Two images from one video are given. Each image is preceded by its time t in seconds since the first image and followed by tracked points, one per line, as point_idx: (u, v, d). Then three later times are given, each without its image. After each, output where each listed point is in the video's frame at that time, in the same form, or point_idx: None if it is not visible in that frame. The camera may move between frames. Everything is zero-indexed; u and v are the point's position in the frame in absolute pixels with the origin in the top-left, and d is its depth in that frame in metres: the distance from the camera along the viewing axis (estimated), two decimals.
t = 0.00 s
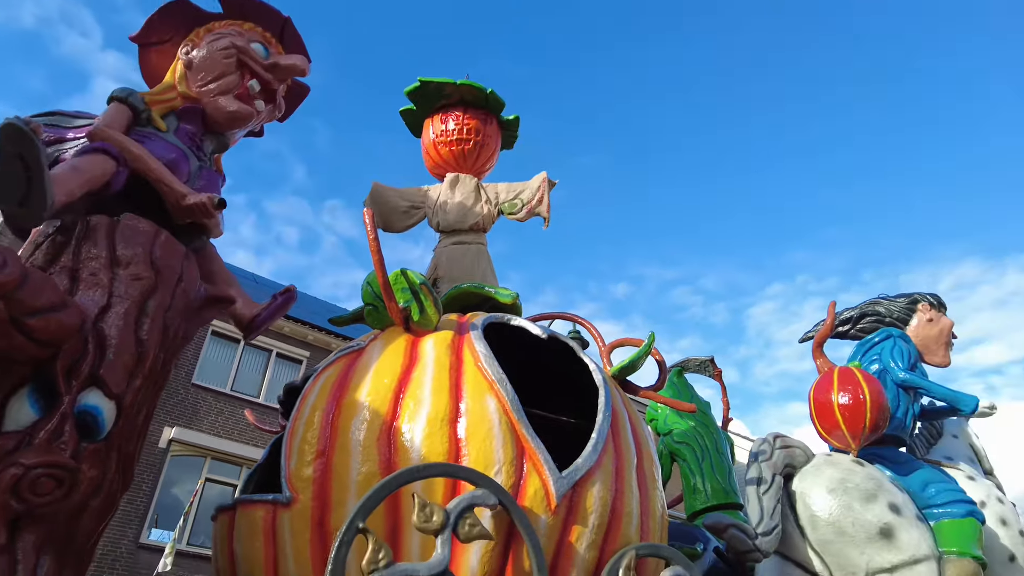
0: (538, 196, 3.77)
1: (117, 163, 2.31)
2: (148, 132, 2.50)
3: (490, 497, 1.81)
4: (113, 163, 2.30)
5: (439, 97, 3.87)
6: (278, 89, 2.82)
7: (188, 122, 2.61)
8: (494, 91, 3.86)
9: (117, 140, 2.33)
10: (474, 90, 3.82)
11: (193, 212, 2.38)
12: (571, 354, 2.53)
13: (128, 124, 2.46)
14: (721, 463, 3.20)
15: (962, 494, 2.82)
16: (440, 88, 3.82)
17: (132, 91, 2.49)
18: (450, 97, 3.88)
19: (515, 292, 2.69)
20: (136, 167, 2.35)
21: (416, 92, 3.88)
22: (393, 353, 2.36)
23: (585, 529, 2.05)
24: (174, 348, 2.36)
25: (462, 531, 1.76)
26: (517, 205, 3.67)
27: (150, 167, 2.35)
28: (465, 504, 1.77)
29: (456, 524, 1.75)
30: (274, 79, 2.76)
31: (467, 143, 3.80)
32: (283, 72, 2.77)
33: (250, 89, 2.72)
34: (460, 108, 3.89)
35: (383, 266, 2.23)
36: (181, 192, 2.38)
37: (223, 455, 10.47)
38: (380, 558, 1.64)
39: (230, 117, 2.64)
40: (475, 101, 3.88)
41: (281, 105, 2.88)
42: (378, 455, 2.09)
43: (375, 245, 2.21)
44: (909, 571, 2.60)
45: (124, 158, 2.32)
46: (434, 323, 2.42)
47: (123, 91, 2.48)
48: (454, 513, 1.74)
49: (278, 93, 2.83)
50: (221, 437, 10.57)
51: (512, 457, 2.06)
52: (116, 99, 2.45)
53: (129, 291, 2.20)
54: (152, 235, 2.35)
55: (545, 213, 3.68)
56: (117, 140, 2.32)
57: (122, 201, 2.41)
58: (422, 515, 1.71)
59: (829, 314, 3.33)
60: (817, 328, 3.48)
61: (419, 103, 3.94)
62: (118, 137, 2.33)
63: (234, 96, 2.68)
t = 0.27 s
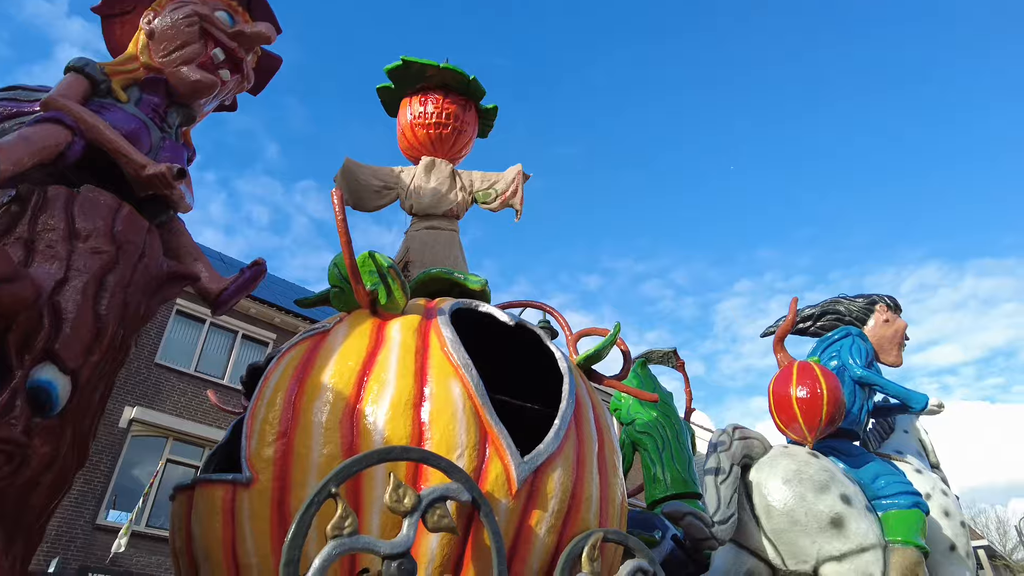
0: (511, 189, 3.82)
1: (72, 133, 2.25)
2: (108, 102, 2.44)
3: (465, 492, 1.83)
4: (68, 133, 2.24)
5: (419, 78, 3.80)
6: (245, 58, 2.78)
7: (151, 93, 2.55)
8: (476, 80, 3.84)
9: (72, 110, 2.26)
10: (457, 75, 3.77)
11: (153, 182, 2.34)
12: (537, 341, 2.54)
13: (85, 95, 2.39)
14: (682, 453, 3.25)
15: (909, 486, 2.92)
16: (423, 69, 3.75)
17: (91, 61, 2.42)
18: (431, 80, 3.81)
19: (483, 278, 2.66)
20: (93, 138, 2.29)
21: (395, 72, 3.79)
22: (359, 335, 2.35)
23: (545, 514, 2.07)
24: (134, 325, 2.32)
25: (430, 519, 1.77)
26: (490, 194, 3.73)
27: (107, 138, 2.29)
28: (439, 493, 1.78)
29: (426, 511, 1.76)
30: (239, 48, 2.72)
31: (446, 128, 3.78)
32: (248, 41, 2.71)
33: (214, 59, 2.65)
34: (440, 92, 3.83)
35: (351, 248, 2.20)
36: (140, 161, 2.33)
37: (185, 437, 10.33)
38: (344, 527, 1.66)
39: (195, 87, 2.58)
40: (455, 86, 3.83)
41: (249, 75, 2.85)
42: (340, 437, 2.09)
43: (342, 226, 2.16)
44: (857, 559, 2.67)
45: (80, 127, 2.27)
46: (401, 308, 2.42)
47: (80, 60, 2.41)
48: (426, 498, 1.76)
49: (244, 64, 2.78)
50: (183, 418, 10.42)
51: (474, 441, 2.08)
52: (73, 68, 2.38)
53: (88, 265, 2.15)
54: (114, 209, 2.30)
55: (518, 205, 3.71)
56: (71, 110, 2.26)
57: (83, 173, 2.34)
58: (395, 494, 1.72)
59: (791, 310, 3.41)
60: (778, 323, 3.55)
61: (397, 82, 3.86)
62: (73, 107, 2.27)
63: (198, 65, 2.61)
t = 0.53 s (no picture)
0: (486, 176, 3.83)
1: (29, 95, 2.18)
2: (70, 66, 2.36)
3: (440, 488, 1.82)
4: (27, 97, 2.17)
5: (401, 55, 3.75)
6: (215, 27, 2.71)
7: (116, 59, 2.46)
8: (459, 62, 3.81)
9: (30, 71, 2.19)
10: (440, 56, 3.74)
11: (117, 151, 2.26)
12: (505, 324, 2.55)
13: (45, 57, 2.32)
14: (646, 437, 3.30)
15: (861, 474, 3.00)
16: (406, 46, 3.70)
17: (52, 23, 2.35)
18: (413, 57, 3.76)
19: (454, 260, 2.64)
20: (53, 103, 2.20)
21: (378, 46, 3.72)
22: (325, 312, 2.33)
23: (507, 494, 2.09)
24: (93, 297, 2.26)
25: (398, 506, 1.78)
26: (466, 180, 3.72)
27: (68, 103, 2.21)
28: (415, 483, 1.79)
29: (397, 496, 1.76)
30: (210, 18, 2.65)
31: (425, 108, 3.74)
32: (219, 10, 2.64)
33: (183, 27, 2.58)
34: (421, 70, 3.79)
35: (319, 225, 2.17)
36: (103, 129, 2.25)
37: (147, 414, 10.16)
38: (314, 493, 1.65)
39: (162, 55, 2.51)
40: (438, 66, 3.80)
41: (219, 47, 2.78)
42: (304, 414, 2.07)
43: (312, 201, 2.13)
44: (809, 543, 2.76)
45: (40, 91, 2.19)
46: (370, 287, 2.40)
47: (41, 20, 2.33)
48: (400, 485, 1.76)
49: (214, 34, 2.72)
50: (146, 395, 10.24)
51: (439, 421, 2.08)
52: (32, 28, 2.31)
53: (45, 234, 2.08)
54: (74, 175, 2.23)
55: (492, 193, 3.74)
56: (30, 71, 2.19)
57: (42, 139, 2.26)
58: (372, 473, 1.74)
59: (755, 301, 3.47)
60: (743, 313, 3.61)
61: (378, 57, 3.79)
62: (32, 67, 2.20)
63: (166, 32, 2.53)
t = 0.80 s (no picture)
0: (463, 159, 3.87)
1: None
2: (36, 26, 2.27)
3: (415, 483, 1.81)
4: None
5: (385, 28, 3.67)
6: None
7: (85, 21, 2.38)
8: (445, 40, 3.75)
9: None
10: (427, 33, 3.68)
11: (86, 119, 2.22)
12: (476, 302, 2.55)
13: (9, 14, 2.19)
14: (613, 419, 3.35)
15: (822, 457, 3.08)
16: (392, 20, 3.61)
17: None
18: (398, 32, 3.68)
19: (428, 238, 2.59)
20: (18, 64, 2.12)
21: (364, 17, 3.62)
22: (295, 286, 2.30)
23: (474, 470, 2.10)
24: (54, 265, 2.20)
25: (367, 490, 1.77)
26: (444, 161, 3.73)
27: (36, 66, 2.14)
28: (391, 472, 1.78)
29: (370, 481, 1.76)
30: None
31: (407, 85, 3.69)
32: None
33: None
34: (405, 46, 3.73)
35: (290, 198, 2.14)
36: (72, 96, 2.20)
37: (112, 389, 9.99)
38: (292, 456, 1.65)
39: (135, 21, 2.46)
40: (423, 42, 3.73)
41: (192, 17, 2.74)
42: (271, 387, 2.05)
43: (283, 173, 2.09)
44: (769, 523, 2.83)
45: (5, 51, 2.10)
46: (340, 262, 2.38)
47: None
48: (376, 471, 1.75)
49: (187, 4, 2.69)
50: (112, 369, 10.06)
51: (408, 397, 2.08)
52: None
53: (4, 198, 2.01)
54: (35, 138, 2.15)
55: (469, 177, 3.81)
56: None
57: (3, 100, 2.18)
58: (352, 451, 1.74)
59: (724, 286, 3.51)
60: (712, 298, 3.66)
61: (362, 27, 3.70)
62: None
63: None
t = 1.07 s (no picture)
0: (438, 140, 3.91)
1: None
2: None
3: (386, 476, 1.78)
4: None
5: None
6: None
7: None
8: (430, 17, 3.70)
9: None
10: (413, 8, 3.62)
11: (57, 90, 2.09)
12: (448, 277, 2.54)
13: None
14: (583, 399, 3.38)
15: (785, 437, 3.15)
16: None
17: None
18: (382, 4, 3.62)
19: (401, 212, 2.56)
20: None
21: None
22: (263, 257, 2.27)
23: (442, 444, 2.11)
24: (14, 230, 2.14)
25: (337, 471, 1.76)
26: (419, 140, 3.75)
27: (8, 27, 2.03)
28: (365, 460, 1.76)
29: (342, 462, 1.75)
30: None
31: (388, 59, 3.64)
32: None
33: None
34: (389, 19, 3.67)
35: (259, 167, 2.11)
36: (45, 65, 2.08)
37: (78, 362, 9.80)
38: (270, 421, 1.64)
39: None
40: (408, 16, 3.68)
41: None
42: (238, 358, 2.03)
43: (251, 141, 2.05)
44: (732, 500, 2.89)
45: None
46: (310, 234, 2.36)
47: None
48: (349, 455, 1.74)
49: None
50: (78, 342, 9.87)
51: (377, 371, 2.07)
52: None
53: None
54: None
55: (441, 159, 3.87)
56: None
57: None
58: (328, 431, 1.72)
59: (695, 269, 3.55)
60: (682, 280, 3.70)
61: None
62: None
63: None
